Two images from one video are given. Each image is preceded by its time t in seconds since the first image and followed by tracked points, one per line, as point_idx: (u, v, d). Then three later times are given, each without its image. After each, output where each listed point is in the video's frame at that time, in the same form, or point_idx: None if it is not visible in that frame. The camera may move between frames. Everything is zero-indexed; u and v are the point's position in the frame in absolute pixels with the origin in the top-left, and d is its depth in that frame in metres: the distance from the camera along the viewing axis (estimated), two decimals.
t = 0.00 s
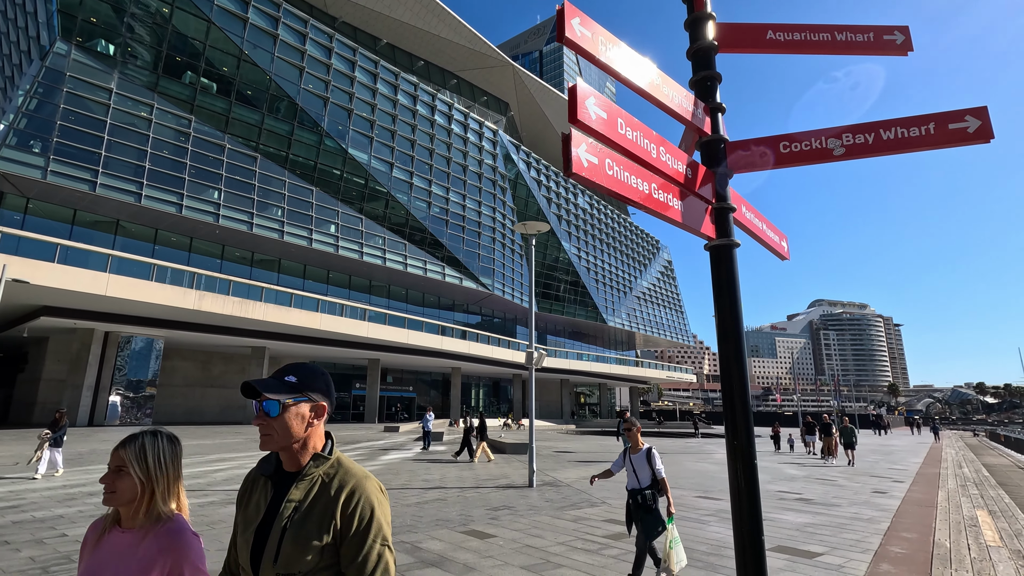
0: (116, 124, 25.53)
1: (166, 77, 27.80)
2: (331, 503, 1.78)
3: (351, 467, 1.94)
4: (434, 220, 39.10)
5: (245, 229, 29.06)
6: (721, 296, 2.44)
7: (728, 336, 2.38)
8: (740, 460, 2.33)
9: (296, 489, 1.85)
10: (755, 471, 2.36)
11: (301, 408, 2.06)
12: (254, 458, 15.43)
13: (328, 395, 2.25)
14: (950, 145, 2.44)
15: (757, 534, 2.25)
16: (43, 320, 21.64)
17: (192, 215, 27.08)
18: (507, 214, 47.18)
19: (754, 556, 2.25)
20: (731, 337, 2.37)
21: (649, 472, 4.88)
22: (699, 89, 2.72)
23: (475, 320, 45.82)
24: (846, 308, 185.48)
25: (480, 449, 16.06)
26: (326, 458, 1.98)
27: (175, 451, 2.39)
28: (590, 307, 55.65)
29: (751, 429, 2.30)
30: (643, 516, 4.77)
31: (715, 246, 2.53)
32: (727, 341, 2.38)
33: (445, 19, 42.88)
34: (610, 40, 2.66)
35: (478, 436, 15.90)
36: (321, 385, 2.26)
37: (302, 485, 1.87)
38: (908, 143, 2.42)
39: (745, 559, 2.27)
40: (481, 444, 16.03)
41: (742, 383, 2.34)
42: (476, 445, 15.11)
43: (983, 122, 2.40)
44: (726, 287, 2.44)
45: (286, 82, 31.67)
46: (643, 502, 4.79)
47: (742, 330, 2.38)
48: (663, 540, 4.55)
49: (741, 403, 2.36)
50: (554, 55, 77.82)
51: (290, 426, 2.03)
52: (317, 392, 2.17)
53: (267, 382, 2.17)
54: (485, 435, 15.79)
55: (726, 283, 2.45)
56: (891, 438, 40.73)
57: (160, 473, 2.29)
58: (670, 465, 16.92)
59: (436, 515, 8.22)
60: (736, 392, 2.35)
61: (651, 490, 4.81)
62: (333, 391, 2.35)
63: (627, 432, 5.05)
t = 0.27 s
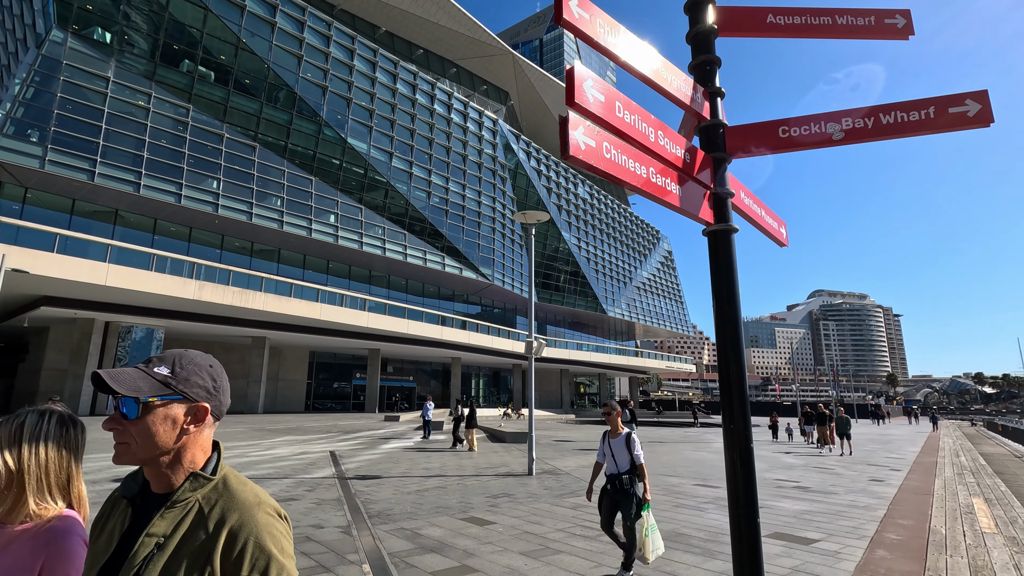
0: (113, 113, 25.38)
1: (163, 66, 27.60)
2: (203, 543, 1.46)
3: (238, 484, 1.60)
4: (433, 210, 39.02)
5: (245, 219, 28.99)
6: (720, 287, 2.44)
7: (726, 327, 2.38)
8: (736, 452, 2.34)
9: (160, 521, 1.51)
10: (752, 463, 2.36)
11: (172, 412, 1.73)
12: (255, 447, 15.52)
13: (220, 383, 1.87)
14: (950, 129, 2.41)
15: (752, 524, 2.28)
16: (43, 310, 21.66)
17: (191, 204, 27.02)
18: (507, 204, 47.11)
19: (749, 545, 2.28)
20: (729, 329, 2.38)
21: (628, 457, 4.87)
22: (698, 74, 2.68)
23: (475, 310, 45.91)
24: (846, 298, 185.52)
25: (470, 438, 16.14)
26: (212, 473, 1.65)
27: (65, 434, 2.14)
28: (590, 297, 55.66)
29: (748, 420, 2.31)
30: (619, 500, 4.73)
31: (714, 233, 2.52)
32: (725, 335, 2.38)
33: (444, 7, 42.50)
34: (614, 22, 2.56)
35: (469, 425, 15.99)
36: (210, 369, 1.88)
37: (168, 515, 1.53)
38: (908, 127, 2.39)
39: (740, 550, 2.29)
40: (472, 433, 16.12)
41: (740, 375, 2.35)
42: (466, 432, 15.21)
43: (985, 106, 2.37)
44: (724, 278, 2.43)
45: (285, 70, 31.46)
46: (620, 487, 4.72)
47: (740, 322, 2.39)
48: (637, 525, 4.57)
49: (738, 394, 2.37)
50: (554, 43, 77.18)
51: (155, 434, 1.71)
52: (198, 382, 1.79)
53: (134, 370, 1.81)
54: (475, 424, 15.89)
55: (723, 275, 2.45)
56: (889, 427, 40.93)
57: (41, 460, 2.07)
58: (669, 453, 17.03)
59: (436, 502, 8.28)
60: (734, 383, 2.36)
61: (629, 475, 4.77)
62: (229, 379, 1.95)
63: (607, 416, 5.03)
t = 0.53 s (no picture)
0: (110, 104, 25.23)
1: (160, 56, 27.40)
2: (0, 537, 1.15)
3: (74, 457, 1.28)
4: (433, 202, 38.94)
5: (243, 211, 28.92)
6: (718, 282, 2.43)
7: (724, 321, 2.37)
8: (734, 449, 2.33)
9: None
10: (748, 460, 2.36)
11: None
12: (254, 438, 15.56)
13: (55, 320, 1.42)
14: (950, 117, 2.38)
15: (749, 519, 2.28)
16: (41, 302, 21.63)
17: (189, 196, 26.91)
18: (506, 196, 47.00)
19: (745, 540, 2.29)
20: (728, 325, 2.37)
21: (604, 453, 4.76)
22: (697, 60, 2.65)
23: (473, 302, 45.93)
24: (845, 290, 185.71)
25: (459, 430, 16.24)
26: (38, 441, 1.32)
27: None
28: (589, 289, 55.67)
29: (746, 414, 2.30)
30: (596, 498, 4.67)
31: (712, 224, 2.51)
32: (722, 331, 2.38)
33: None
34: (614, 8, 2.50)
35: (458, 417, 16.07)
36: (35, 299, 1.37)
37: None
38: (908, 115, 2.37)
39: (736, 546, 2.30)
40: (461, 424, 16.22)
41: (738, 370, 2.34)
42: (455, 422, 15.29)
43: (985, 94, 2.34)
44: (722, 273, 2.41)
45: (282, 61, 31.26)
46: (598, 483, 4.66)
47: (738, 318, 2.38)
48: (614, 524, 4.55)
49: (736, 389, 2.36)
50: (553, 34, 76.70)
51: None
52: (15, 324, 1.31)
53: None
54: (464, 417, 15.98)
55: (721, 269, 2.44)
56: (886, 419, 41.14)
57: None
58: (667, 445, 17.11)
59: (435, 492, 8.32)
60: (731, 377, 2.36)
61: (606, 472, 4.70)
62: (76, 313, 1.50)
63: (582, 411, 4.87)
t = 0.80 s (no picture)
0: (103, 94, 25.01)
1: (154, 46, 27.14)
2: None
3: None
4: (430, 194, 38.83)
5: (239, 202, 28.79)
6: (712, 274, 2.43)
7: (718, 312, 2.37)
8: (730, 441, 2.34)
9: None
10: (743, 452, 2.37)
11: None
12: (251, 430, 15.58)
13: None
14: (946, 108, 2.35)
15: (744, 511, 2.29)
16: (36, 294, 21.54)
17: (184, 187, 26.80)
18: (503, 188, 46.88)
19: (740, 531, 2.30)
20: (725, 316, 2.36)
21: (574, 443, 4.52)
22: (694, 49, 2.62)
23: (471, 295, 45.94)
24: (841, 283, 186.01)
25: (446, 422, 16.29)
26: None
27: None
28: (587, 282, 55.70)
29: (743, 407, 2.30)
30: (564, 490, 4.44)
31: (709, 216, 2.50)
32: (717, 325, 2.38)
33: None
34: None
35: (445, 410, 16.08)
36: None
37: None
38: (905, 106, 2.34)
39: (733, 536, 2.31)
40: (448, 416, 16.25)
41: (733, 363, 2.34)
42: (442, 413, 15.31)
43: (984, 83, 2.31)
44: (718, 265, 2.42)
45: (278, 51, 31.00)
46: (565, 475, 4.44)
47: (735, 312, 2.37)
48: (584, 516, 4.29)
49: (732, 382, 2.37)
50: (551, 25, 76.20)
51: None
52: None
53: None
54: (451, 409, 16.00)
55: (717, 261, 2.43)
56: (881, 411, 41.43)
57: None
58: (663, 437, 17.19)
59: (432, 483, 8.36)
60: (727, 369, 2.36)
61: (574, 464, 4.48)
62: None
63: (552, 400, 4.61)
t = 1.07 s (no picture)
0: (92, 84, 24.67)
1: (143, 35, 26.76)
2: None
3: None
4: (423, 187, 38.66)
5: (231, 194, 28.56)
6: (706, 265, 2.43)
7: (710, 304, 2.37)
8: (721, 432, 2.36)
9: None
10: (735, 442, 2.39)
11: None
12: (244, 423, 15.54)
13: None
14: (938, 102, 2.35)
15: (735, 502, 2.31)
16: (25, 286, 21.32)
17: (175, 179, 26.55)
18: (497, 181, 46.78)
19: (730, 522, 2.32)
20: (719, 308, 2.36)
21: (541, 437, 4.20)
22: (689, 42, 2.60)
23: (465, 288, 45.91)
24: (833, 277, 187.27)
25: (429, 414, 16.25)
26: None
27: None
28: (580, 276, 55.77)
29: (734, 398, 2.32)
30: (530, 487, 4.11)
31: (702, 208, 2.50)
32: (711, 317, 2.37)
33: None
34: None
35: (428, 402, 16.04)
36: None
37: None
38: (898, 99, 2.34)
39: (724, 526, 2.33)
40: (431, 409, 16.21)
41: (725, 355, 2.35)
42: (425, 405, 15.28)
43: (976, 77, 2.30)
44: (711, 256, 2.43)
45: (270, 41, 30.68)
46: (531, 471, 4.12)
47: (727, 303, 2.38)
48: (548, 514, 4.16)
49: (724, 373, 2.38)
50: (546, 17, 75.80)
51: None
52: None
53: None
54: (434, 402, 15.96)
55: (710, 253, 2.44)
56: (871, 404, 41.88)
57: None
58: (655, 429, 17.30)
59: (426, 475, 8.38)
60: (719, 360, 2.37)
61: (541, 459, 4.14)
62: None
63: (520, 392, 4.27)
